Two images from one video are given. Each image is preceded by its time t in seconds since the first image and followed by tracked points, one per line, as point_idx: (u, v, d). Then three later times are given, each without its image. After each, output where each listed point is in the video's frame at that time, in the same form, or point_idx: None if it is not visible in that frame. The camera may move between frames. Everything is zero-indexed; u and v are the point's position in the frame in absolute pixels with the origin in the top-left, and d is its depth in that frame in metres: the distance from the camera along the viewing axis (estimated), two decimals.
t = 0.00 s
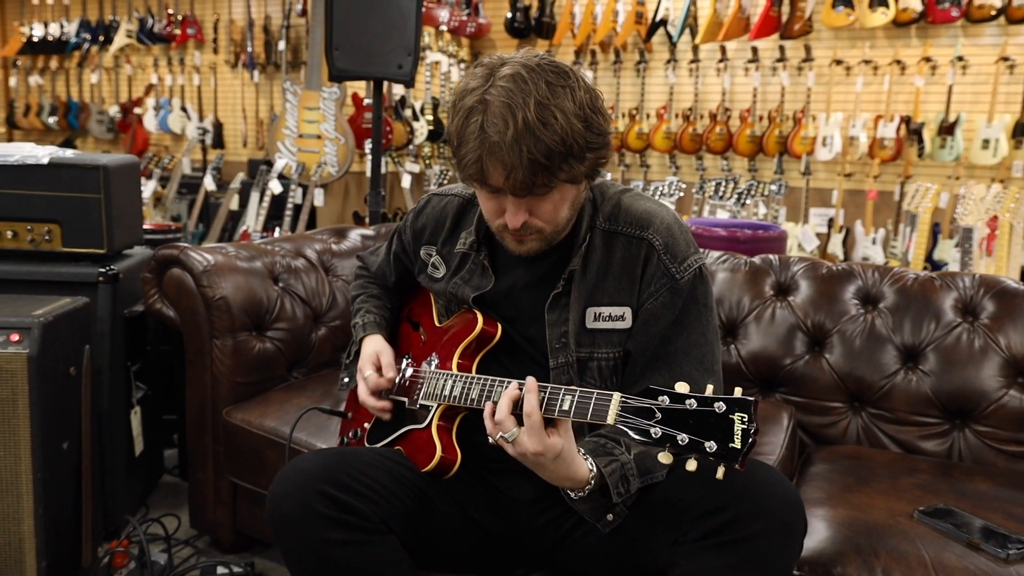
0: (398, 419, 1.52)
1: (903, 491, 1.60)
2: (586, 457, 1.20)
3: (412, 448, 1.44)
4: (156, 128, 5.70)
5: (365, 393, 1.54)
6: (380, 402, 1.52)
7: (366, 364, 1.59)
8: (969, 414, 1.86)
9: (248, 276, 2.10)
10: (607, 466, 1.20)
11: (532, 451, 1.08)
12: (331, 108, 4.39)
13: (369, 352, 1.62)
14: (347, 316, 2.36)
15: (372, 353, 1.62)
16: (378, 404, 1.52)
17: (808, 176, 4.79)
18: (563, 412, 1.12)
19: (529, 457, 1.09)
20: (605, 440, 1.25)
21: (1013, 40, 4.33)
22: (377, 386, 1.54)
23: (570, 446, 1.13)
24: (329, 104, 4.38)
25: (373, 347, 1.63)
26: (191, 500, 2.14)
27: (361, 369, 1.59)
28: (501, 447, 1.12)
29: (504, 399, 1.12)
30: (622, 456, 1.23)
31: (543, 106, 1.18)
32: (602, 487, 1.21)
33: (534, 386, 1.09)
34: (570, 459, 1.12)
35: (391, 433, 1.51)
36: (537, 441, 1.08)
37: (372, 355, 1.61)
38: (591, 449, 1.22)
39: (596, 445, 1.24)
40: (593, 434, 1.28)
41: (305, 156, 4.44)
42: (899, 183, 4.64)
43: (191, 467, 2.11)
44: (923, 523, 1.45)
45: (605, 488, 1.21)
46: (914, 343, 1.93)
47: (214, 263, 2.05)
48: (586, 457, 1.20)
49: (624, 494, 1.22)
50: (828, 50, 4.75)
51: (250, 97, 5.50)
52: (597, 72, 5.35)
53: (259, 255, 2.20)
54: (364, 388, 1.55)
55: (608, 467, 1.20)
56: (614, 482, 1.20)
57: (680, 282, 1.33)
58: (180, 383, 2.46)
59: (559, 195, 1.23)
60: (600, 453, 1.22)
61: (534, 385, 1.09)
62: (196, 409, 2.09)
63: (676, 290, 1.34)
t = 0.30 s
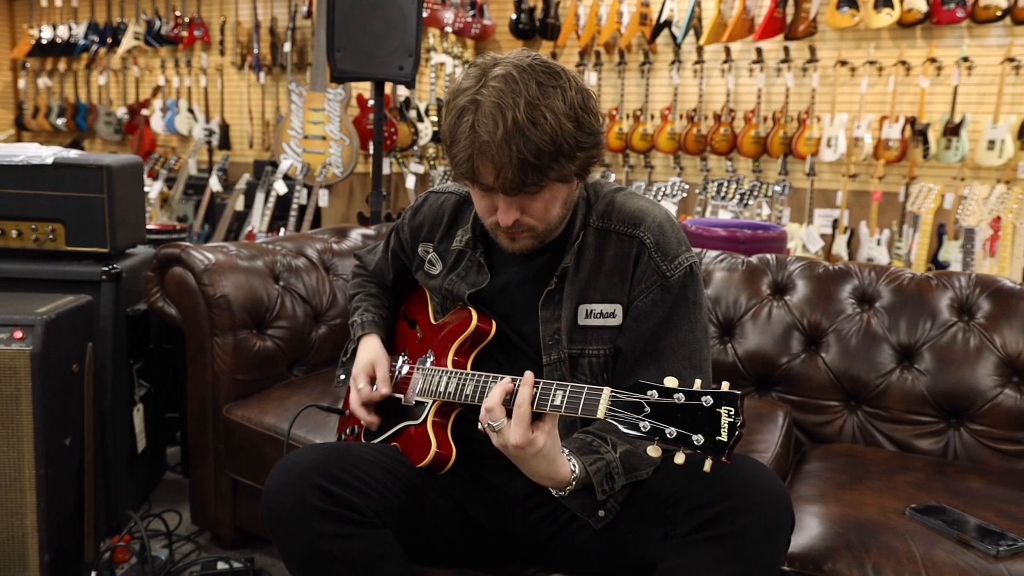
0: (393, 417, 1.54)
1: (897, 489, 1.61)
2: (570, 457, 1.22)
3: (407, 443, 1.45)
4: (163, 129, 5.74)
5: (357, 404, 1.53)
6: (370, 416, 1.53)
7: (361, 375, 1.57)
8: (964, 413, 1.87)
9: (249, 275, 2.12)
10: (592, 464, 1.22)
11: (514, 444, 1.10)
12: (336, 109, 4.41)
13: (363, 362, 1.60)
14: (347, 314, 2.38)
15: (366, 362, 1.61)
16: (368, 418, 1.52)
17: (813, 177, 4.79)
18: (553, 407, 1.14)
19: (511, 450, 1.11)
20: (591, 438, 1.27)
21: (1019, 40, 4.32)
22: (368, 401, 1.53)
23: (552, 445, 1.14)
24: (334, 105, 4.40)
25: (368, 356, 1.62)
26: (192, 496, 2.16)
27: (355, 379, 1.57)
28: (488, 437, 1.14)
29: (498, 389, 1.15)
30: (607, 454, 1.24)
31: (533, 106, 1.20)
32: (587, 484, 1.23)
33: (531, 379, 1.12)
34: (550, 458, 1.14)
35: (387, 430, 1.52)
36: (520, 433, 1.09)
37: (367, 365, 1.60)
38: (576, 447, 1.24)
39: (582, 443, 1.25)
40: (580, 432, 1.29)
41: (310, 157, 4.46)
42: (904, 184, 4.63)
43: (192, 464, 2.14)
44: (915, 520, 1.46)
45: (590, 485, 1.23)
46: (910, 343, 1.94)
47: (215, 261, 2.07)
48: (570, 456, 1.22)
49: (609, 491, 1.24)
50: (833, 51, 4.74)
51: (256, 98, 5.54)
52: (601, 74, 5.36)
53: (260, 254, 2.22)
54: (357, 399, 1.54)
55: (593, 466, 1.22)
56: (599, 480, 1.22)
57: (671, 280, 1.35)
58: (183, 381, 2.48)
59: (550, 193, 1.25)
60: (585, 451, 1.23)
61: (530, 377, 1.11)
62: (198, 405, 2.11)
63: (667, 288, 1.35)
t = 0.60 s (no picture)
0: (390, 412, 1.56)
1: (889, 486, 1.62)
2: (563, 452, 1.23)
3: (402, 439, 1.47)
4: (169, 129, 5.76)
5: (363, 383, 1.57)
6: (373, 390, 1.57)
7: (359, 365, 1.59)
8: (959, 410, 1.87)
9: (249, 273, 2.14)
10: (585, 459, 1.23)
11: (508, 441, 1.11)
12: (339, 109, 4.43)
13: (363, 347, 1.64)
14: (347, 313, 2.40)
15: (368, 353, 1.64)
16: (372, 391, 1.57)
17: (817, 176, 4.79)
18: (544, 403, 1.15)
19: (505, 446, 1.12)
20: (584, 433, 1.27)
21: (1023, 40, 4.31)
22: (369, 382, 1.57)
23: (547, 439, 1.15)
24: (338, 105, 4.42)
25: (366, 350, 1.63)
26: (192, 493, 2.18)
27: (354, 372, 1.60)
28: (481, 433, 1.16)
29: (490, 386, 1.15)
30: (600, 450, 1.25)
31: (525, 104, 1.21)
32: (580, 480, 1.24)
33: (521, 377, 1.12)
34: (545, 451, 1.15)
35: (383, 425, 1.54)
36: (514, 431, 1.10)
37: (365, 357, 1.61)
38: (569, 443, 1.25)
39: (575, 438, 1.26)
40: (573, 428, 1.30)
41: (314, 157, 4.48)
42: (908, 184, 4.62)
43: (193, 460, 2.16)
44: (907, 517, 1.47)
45: (582, 481, 1.24)
46: (906, 340, 1.94)
47: (215, 259, 2.09)
48: (563, 451, 1.23)
49: (601, 486, 1.25)
50: (837, 51, 4.74)
51: (261, 99, 5.57)
52: (605, 73, 5.36)
53: (260, 252, 2.24)
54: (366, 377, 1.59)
55: (585, 461, 1.23)
56: (591, 475, 1.23)
57: (663, 277, 1.36)
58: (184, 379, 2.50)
59: (543, 191, 1.26)
60: (578, 446, 1.24)
61: (519, 375, 1.11)
62: (198, 402, 2.13)
63: (660, 285, 1.36)
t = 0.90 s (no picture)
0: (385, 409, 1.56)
1: (882, 483, 1.62)
2: (553, 449, 1.24)
3: (396, 436, 1.48)
4: (173, 130, 5.78)
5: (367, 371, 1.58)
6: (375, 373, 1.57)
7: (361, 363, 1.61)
8: (953, 409, 1.88)
9: (247, 272, 2.15)
10: (576, 456, 1.24)
11: (498, 438, 1.11)
12: (342, 109, 4.44)
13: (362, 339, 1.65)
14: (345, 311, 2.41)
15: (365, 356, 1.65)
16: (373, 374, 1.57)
17: (819, 176, 4.78)
18: (534, 401, 1.16)
19: (496, 443, 1.13)
20: (575, 431, 1.29)
21: None
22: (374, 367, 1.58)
23: (537, 437, 1.16)
24: (341, 105, 4.43)
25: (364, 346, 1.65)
26: (191, 490, 2.19)
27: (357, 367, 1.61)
28: (472, 431, 1.16)
29: (481, 384, 1.16)
30: (591, 447, 1.26)
31: (516, 104, 1.22)
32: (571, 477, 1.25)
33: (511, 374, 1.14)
34: (535, 449, 1.16)
35: (379, 422, 1.55)
36: (504, 428, 1.11)
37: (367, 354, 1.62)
38: (560, 441, 1.26)
39: (566, 436, 1.27)
40: (564, 426, 1.31)
41: (317, 157, 4.51)
42: (911, 183, 4.62)
43: (191, 458, 2.17)
44: (899, 514, 1.48)
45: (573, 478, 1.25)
46: (901, 339, 1.95)
47: (214, 258, 2.11)
48: (553, 449, 1.23)
49: (592, 484, 1.25)
50: (839, 50, 4.74)
51: (265, 99, 5.59)
52: (608, 73, 5.37)
53: (259, 251, 2.25)
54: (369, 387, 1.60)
55: (576, 458, 1.24)
56: (582, 473, 1.24)
57: (655, 276, 1.37)
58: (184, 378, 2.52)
59: (535, 190, 1.28)
60: (569, 444, 1.25)
61: (508, 373, 1.13)
62: (197, 400, 2.14)
63: (651, 283, 1.37)
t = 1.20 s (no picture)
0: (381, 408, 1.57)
1: (877, 481, 1.63)
2: (541, 446, 1.24)
3: (392, 433, 1.48)
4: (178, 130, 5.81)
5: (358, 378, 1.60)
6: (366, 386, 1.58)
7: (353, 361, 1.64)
8: (949, 407, 1.88)
9: (246, 271, 2.17)
10: (563, 454, 1.24)
11: (487, 434, 1.12)
12: (345, 109, 4.44)
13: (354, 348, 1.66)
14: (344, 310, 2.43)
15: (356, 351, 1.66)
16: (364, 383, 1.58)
17: (823, 176, 4.78)
18: (526, 398, 1.15)
19: (484, 438, 1.14)
20: (564, 428, 1.29)
21: None
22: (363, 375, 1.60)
23: (525, 436, 1.17)
24: (343, 105, 4.43)
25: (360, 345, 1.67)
26: (190, 488, 2.21)
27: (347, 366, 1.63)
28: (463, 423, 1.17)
29: (476, 378, 1.17)
30: (579, 445, 1.27)
31: (509, 101, 1.23)
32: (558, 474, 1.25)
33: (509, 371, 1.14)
34: (522, 447, 1.17)
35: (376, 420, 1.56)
36: (494, 424, 1.12)
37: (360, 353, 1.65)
38: (549, 437, 1.26)
39: (555, 433, 1.27)
40: (554, 423, 1.32)
41: (320, 157, 4.52)
42: (914, 182, 4.61)
43: (191, 455, 2.18)
44: (893, 512, 1.48)
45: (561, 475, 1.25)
46: (897, 338, 1.95)
47: (213, 257, 2.12)
48: (542, 446, 1.24)
49: (580, 481, 1.26)
50: (843, 50, 4.74)
51: (269, 99, 5.62)
52: (611, 73, 5.37)
53: (258, 250, 2.26)
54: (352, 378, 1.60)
55: (564, 456, 1.24)
56: (569, 470, 1.25)
57: (648, 274, 1.37)
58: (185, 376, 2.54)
59: (529, 188, 1.28)
60: (558, 441, 1.26)
61: (506, 369, 1.13)
62: (196, 398, 2.16)
63: (644, 282, 1.37)
